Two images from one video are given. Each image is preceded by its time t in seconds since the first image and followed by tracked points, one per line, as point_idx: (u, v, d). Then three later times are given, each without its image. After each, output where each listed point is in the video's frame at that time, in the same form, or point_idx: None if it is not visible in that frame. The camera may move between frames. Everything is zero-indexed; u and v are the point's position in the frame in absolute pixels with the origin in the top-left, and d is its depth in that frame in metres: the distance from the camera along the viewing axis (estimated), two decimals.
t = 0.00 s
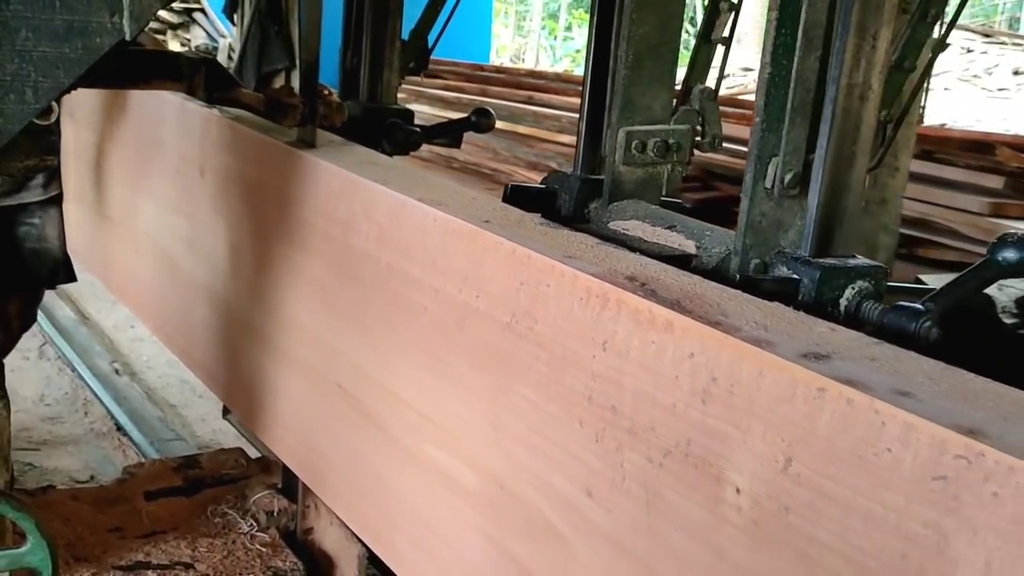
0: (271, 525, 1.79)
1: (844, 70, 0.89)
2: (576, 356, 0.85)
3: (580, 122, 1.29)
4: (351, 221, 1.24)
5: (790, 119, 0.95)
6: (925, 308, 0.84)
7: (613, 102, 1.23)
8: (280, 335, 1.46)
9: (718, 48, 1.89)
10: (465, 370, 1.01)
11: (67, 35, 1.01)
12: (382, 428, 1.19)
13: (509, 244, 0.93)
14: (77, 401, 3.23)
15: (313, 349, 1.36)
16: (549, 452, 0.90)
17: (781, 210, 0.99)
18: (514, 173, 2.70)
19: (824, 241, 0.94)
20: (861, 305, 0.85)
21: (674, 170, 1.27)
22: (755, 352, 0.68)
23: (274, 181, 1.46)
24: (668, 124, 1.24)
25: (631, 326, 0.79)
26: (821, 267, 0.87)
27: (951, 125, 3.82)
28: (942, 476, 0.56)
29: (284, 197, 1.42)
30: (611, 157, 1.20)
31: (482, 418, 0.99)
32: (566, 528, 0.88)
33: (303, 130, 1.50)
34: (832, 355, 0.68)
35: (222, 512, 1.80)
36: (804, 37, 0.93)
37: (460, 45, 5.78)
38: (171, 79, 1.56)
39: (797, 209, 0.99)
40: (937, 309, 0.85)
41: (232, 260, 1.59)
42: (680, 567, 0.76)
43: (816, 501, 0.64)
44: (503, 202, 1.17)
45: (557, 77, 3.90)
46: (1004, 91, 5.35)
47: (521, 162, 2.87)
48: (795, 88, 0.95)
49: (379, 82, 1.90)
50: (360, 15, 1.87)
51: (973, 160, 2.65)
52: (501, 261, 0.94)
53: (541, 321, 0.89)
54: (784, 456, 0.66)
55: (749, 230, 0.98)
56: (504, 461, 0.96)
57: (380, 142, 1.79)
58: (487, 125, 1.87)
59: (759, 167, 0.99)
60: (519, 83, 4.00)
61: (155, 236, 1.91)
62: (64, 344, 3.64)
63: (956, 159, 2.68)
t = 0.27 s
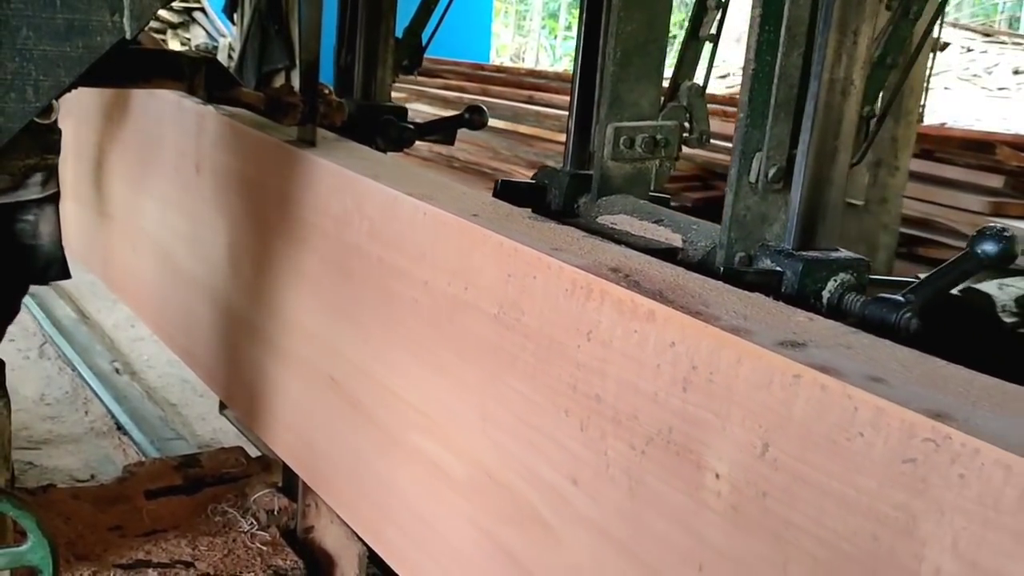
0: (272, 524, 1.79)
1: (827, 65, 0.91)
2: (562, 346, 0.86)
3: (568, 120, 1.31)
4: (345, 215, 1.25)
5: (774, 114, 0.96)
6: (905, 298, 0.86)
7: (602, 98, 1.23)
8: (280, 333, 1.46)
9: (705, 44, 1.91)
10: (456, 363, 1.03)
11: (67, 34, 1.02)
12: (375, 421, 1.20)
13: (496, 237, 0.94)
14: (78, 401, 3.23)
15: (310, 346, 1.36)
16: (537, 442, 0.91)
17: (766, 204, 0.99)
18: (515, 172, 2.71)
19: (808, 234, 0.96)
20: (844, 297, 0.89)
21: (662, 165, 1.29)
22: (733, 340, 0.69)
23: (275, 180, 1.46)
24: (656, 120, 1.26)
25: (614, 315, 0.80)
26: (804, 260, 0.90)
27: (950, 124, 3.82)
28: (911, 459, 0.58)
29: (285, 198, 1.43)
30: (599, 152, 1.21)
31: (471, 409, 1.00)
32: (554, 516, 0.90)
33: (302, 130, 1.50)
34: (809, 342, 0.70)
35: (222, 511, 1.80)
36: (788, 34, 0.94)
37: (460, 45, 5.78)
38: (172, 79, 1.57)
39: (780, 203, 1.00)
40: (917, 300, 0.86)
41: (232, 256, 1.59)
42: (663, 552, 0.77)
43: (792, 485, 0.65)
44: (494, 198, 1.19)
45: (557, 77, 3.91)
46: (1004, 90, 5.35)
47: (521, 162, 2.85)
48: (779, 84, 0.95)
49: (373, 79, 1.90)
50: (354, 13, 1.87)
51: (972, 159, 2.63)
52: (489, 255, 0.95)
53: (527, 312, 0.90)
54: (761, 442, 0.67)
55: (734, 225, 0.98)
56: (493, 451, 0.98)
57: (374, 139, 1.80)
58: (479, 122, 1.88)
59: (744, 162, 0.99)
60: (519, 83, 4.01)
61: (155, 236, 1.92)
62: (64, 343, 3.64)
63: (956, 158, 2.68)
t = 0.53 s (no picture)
0: (272, 523, 1.79)
1: (807, 62, 0.91)
2: (547, 338, 0.88)
3: (558, 119, 1.32)
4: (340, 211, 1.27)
5: (757, 110, 0.97)
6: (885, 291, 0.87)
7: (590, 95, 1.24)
8: (279, 332, 1.47)
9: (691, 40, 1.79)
10: (446, 356, 1.04)
11: (67, 33, 1.02)
12: (368, 415, 1.22)
13: (484, 231, 0.97)
14: (78, 400, 3.24)
15: (308, 344, 1.37)
16: (523, 432, 0.93)
17: (749, 198, 1.00)
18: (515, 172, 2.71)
19: (789, 229, 0.96)
20: (825, 288, 0.89)
21: (650, 161, 1.29)
22: (711, 329, 0.71)
23: (275, 179, 1.47)
24: (643, 117, 1.26)
25: (595, 306, 0.82)
26: (785, 253, 0.91)
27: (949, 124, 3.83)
28: (880, 443, 0.59)
29: (283, 197, 1.44)
30: (587, 149, 1.22)
31: (461, 401, 1.02)
32: (540, 506, 0.91)
33: (303, 130, 1.51)
34: (784, 332, 0.72)
35: (222, 510, 1.81)
36: (771, 31, 0.94)
37: (460, 45, 5.78)
38: (172, 78, 1.57)
39: (764, 198, 1.01)
40: (896, 293, 0.87)
41: (232, 254, 1.60)
42: (646, 539, 0.79)
43: (767, 470, 0.67)
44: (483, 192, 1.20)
45: (556, 77, 3.92)
46: (1004, 90, 5.35)
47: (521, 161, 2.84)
48: (762, 80, 0.96)
49: (367, 77, 1.90)
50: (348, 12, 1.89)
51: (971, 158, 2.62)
52: (481, 251, 0.97)
53: (513, 304, 0.92)
54: (737, 428, 0.69)
55: (718, 219, 0.99)
56: (482, 442, 0.99)
57: (368, 137, 1.81)
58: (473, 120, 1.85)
59: (728, 156, 0.99)
60: (518, 82, 4.02)
61: (155, 235, 1.92)
62: (64, 343, 3.64)
63: (955, 158, 2.69)
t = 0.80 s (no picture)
0: (271, 523, 1.80)
1: (786, 60, 0.94)
2: (530, 330, 0.89)
3: (546, 117, 1.32)
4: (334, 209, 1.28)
5: (739, 107, 0.97)
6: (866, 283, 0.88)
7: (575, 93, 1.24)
8: (277, 331, 1.47)
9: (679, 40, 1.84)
10: (437, 351, 1.05)
11: (67, 34, 1.02)
12: (360, 409, 1.23)
13: (470, 225, 0.98)
14: (77, 400, 3.24)
15: (306, 342, 1.38)
16: (508, 423, 0.94)
17: (731, 194, 1.00)
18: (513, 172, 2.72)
19: (770, 224, 0.98)
20: (806, 283, 0.90)
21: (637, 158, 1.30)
22: (687, 320, 0.72)
23: (274, 178, 1.47)
24: (630, 114, 1.26)
25: (578, 299, 0.83)
26: (766, 248, 0.92)
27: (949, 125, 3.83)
28: (847, 428, 0.60)
29: (281, 199, 1.45)
30: (573, 146, 1.23)
31: (449, 395, 1.03)
32: (525, 496, 0.92)
33: (303, 130, 1.51)
34: (759, 321, 0.73)
35: (222, 510, 1.81)
36: (751, 29, 0.95)
37: (460, 46, 5.80)
38: (172, 79, 1.58)
39: (746, 194, 1.01)
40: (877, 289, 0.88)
41: (232, 254, 1.60)
42: (626, 526, 0.80)
43: (741, 457, 0.68)
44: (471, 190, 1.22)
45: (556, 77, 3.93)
46: (1003, 90, 5.36)
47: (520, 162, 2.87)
48: (743, 78, 0.96)
49: (359, 77, 1.91)
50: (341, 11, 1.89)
51: (970, 158, 2.65)
52: (472, 248, 0.98)
53: (498, 297, 0.93)
54: (713, 416, 0.70)
55: (701, 214, 0.99)
56: (469, 435, 1.00)
57: (362, 135, 1.82)
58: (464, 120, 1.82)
59: (711, 152, 1.00)
60: (518, 83, 4.02)
61: (155, 235, 1.93)
62: (64, 343, 3.65)
63: (955, 158, 2.69)
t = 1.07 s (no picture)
0: (270, 522, 1.80)
1: (767, 57, 0.98)
2: (515, 321, 0.91)
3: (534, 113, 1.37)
4: (330, 205, 1.29)
5: (721, 103, 1.03)
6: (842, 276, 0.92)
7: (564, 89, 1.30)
8: (276, 329, 1.48)
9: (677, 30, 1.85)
10: (431, 347, 1.06)
11: (66, 33, 1.03)
12: (355, 402, 1.24)
13: (455, 219, 1.00)
14: (77, 399, 3.24)
15: (304, 339, 1.39)
16: (495, 413, 0.95)
17: (715, 188, 1.06)
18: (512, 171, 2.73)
19: (753, 217, 1.02)
20: (787, 275, 0.93)
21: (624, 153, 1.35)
22: (665, 310, 0.74)
23: (273, 176, 1.47)
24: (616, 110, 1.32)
25: (561, 291, 0.85)
26: (747, 241, 0.95)
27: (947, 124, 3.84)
28: (817, 414, 0.62)
29: (280, 198, 1.45)
30: (561, 141, 1.28)
31: (439, 387, 1.05)
32: (510, 484, 0.94)
33: (300, 129, 1.50)
34: (734, 311, 0.75)
35: (221, 508, 1.82)
36: (733, 27, 1.00)
37: (460, 45, 5.80)
38: (171, 78, 1.58)
39: (729, 188, 1.07)
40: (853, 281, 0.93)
41: (231, 253, 1.60)
42: (607, 512, 0.81)
43: (716, 443, 0.70)
44: (465, 185, 1.27)
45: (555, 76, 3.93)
46: (1002, 89, 5.37)
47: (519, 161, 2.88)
48: (726, 74, 1.02)
49: (352, 74, 1.93)
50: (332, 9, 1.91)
51: (969, 157, 2.66)
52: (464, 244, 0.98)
53: (483, 289, 0.95)
54: (689, 403, 0.72)
55: (685, 208, 1.05)
56: (458, 425, 1.02)
57: (354, 132, 1.82)
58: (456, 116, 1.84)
59: (694, 147, 1.06)
60: (518, 82, 4.03)
61: (154, 235, 1.93)
62: (63, 342, 3.65)
63: (953, 156, 2.70)
